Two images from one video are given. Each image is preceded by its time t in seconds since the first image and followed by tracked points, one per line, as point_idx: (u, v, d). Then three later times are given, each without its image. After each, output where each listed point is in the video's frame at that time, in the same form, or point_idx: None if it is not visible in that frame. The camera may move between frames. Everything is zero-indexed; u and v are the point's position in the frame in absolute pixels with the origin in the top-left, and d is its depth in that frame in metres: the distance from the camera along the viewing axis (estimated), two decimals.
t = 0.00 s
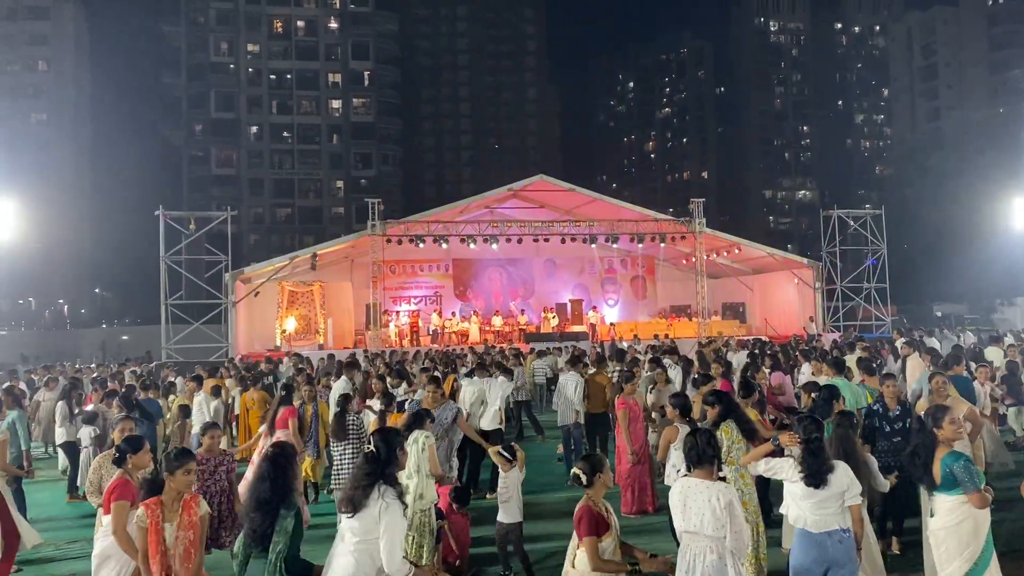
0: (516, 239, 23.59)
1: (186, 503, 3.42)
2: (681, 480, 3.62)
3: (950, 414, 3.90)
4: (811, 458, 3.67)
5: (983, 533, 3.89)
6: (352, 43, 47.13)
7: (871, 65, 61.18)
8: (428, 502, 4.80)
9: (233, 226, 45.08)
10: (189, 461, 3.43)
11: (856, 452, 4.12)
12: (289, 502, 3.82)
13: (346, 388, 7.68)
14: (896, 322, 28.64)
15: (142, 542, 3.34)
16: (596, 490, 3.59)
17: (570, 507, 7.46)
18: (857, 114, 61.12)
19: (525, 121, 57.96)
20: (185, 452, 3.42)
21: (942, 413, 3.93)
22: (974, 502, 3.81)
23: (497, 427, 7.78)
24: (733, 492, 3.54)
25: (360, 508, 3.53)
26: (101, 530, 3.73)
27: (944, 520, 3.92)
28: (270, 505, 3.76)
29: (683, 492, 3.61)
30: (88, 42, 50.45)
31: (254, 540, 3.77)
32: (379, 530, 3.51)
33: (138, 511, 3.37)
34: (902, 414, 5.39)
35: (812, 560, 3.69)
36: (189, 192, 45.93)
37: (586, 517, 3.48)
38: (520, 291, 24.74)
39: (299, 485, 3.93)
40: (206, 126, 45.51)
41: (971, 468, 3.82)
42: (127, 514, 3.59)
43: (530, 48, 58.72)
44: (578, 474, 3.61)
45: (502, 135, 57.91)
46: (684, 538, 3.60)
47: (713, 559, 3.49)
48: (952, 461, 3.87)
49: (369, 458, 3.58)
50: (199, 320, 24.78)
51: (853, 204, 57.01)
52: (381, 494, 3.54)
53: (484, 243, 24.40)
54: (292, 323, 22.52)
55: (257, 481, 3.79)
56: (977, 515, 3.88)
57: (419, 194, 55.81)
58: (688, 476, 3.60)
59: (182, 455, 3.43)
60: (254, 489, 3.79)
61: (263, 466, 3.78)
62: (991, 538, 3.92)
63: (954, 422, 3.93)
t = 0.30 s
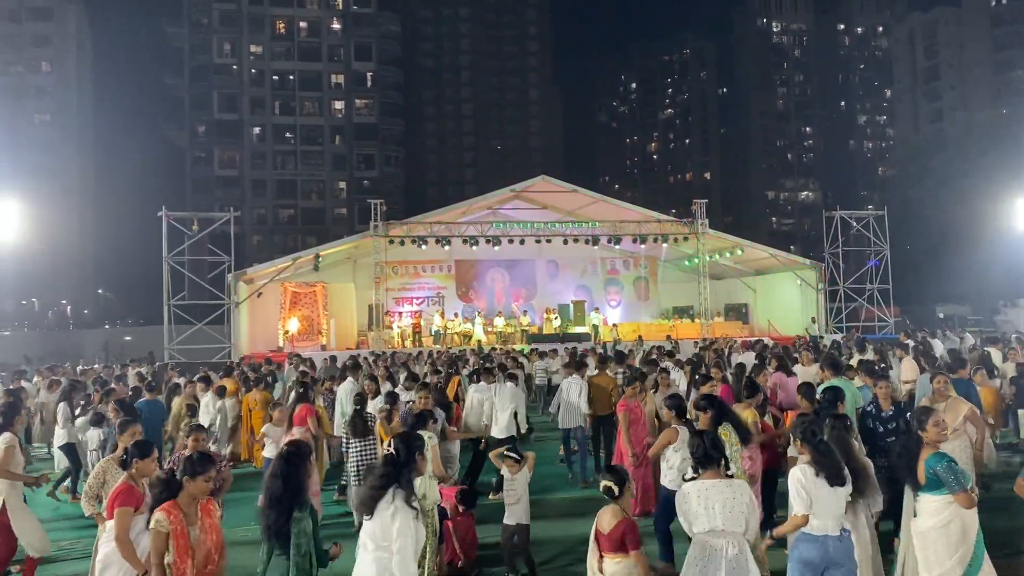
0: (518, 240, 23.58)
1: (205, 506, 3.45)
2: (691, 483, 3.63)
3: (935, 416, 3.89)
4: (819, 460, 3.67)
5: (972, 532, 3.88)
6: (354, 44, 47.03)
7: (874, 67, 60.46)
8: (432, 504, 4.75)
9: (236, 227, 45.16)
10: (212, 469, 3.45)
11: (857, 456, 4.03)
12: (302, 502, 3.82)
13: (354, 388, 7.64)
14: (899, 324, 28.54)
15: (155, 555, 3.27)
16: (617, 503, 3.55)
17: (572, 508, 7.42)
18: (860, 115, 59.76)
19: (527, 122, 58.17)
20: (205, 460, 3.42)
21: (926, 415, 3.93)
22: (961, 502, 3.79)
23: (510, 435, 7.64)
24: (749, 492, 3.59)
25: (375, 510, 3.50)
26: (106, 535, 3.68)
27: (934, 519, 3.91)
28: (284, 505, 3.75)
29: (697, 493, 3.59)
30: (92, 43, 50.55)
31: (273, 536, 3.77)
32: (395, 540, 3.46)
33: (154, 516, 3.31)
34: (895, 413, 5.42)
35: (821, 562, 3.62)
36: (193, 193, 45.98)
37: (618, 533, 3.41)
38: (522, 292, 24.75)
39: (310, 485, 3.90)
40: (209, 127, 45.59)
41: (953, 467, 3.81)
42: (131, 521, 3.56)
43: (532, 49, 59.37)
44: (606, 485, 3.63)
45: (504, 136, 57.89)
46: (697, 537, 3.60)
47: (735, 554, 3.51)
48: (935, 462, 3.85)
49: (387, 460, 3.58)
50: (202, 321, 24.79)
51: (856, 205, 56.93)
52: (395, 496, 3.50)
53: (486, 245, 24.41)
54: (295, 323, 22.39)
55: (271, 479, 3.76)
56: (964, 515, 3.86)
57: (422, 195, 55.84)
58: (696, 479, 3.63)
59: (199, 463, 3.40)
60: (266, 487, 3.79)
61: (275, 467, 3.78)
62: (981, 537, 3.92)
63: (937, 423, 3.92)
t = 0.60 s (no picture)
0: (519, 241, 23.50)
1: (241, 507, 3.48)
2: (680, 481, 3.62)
3: (925, 415, 3.88)
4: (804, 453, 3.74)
5: (953, 531, 3.89)
6: (355, 45, 47.05)
7: (875, 68, 60.81)
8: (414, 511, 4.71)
9: (238, 228, 45.18)
10: (255, 472, 3.55)
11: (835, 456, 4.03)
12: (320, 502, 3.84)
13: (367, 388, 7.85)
14: (899, 325, 28.55)
15: (207, 557, 3.28)
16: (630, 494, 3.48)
17: (576, 508, 7.49)
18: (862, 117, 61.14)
19: (529, 122, 58.31)
20: (249, 462, 3.52)
21: (916, 413, 3.93)
22: (939, 501, 3.82)
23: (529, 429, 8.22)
24: (740, 477, 3.61)
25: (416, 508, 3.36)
26: (131, 533, 3.67)
27: (926, 523, 3.90)
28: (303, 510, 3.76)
29: (699, 486, 3.57)
30: (93, 44, 50.54)
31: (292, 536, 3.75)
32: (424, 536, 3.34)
33: (208, 517, 3.34)
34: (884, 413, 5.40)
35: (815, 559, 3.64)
36: (194, 194, 46.00)
37: (647, 511, 3.47)
38: (523, 293, 24.77)
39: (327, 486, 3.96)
40: (211, 128, 45.57)
41: (936, 465, 3.85)
42: (160, 524, 3.56)
43: (534, 50, 59.31)
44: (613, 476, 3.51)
45: (505, 137, 57.97)
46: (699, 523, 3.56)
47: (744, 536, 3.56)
48: (916, 459, 3.91)
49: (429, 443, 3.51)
50: (203, 323, 24.79)
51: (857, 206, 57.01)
52: (444, 493, 3.39)
53: (488, 246, 24.38)
54: (296, 325, 22.40)
55: (284, 479, 3.82)
56: (943, 516, 3.89)
57: (423, 196, 55.90)
58: (691, 471, 3.61)
59: (239, 466, 3.48)
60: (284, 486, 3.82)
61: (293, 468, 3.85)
62: (962, 538, 3.92)
63: (928, 420, 3.90)
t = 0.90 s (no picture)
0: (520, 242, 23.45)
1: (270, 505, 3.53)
2: (683, 466, 3.96)
3: (922, 419, 4.07)
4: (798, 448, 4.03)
5: (952, 533, 3.86)
6: (356, 46, 47.10)
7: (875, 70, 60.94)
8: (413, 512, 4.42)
9: (237, 229, 45.16)
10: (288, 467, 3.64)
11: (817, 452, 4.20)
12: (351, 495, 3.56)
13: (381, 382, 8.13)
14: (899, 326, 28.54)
15: (261, 539, 3.46)
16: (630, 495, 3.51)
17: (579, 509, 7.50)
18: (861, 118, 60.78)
19: (529, 123, 58.30)
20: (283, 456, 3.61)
21: (913, 417, 4.09)
22: (935, 503, 3.81)
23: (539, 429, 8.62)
24: (725, 467, 4.04)
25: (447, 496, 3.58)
26: (162, 526, 3.58)
27: (924, 522, 3.90)
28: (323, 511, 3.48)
29: (699, 476, 3.93)
30: (93, 46, 50.61)
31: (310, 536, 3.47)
32: (457, 518, 3.58)
33: (254, 509, 3.49)
34: (870, 418, 5.39)
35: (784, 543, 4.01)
36: (195, 195, 46.01)
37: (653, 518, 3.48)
38: (524, 295, 24.74)
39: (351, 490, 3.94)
40: (211, 130, 45.45)
41: (933, 467, 3.85)
42: (199, 519, 3.56)
43: (534, 51, 59.18)
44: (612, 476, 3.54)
45: (506, 139, 58.04)
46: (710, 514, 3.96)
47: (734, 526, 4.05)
48: (913, 461, 3.91)
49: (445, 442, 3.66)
50: (203, 324, 24.73)
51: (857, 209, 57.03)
52: (467, 477, 3.63)
53: (489, 248, 24.34)
54: (296, 326, 22.35)
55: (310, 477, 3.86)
56: (943, 518, 3.86)
57: (423, 197, 55.94)
58: (686, 461, 3.96)
59: (272, 461, 3.57)
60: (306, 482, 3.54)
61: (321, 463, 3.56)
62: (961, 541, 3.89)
63: (924, 425, 4.09)
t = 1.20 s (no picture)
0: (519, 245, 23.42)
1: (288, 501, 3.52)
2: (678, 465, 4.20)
3: (925, 421, 3.98)
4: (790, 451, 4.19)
5: (953, 536, 3.89)
6: (354, 49, 47.20)
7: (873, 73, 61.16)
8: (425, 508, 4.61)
9: (235, 230, 45.09)
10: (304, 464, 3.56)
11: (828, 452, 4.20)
12: (400, 496, 3.34)
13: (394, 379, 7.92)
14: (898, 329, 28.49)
15: (298, 535, 3.51)
16: (624, 488, 3.81)
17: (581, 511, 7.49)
18: (860, 121, 61.68)
19: (529, 125, 58.34)
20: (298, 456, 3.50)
21: (916, 418, 4.01)
22: (933, 507, 3.81)
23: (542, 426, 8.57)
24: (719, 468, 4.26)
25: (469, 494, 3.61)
26: (171, 530, 3.69)
27: (924, 523, 3.91)
28: (369, 503, 3.24)
29: (695, 474, 4.15)
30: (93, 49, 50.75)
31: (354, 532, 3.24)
32: (484, 515, 3.62)
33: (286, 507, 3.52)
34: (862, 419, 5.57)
35: (771, 543, 4.13)
36: (193, 197, 46.02)
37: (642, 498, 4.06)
38: (522, 296, 24.75)
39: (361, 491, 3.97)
40: (209, 131, 45.99)
41: (932, 471, 3.86)
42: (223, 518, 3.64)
43: (533, 54, 59.29)
44: (609, 472, 3.87)
45: (505, 141, 58.05)
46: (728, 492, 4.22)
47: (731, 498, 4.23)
48: (913, 465, 3.92)
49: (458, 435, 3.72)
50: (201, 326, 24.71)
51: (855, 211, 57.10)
52: (490, 476, 3.69)
53: (487, 250, 24.34)
54: (295, 327, 22.07)
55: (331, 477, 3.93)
56: (948, 520, 3.87)
57: (422, 199, 55.90)
58: (680, 461, 4.20)
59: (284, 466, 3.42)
60: (352, 487, 3.27)
61: (359, 463, 3.29)
62: (961, 544, 3.91)
63: (927, 427, 4.00)
